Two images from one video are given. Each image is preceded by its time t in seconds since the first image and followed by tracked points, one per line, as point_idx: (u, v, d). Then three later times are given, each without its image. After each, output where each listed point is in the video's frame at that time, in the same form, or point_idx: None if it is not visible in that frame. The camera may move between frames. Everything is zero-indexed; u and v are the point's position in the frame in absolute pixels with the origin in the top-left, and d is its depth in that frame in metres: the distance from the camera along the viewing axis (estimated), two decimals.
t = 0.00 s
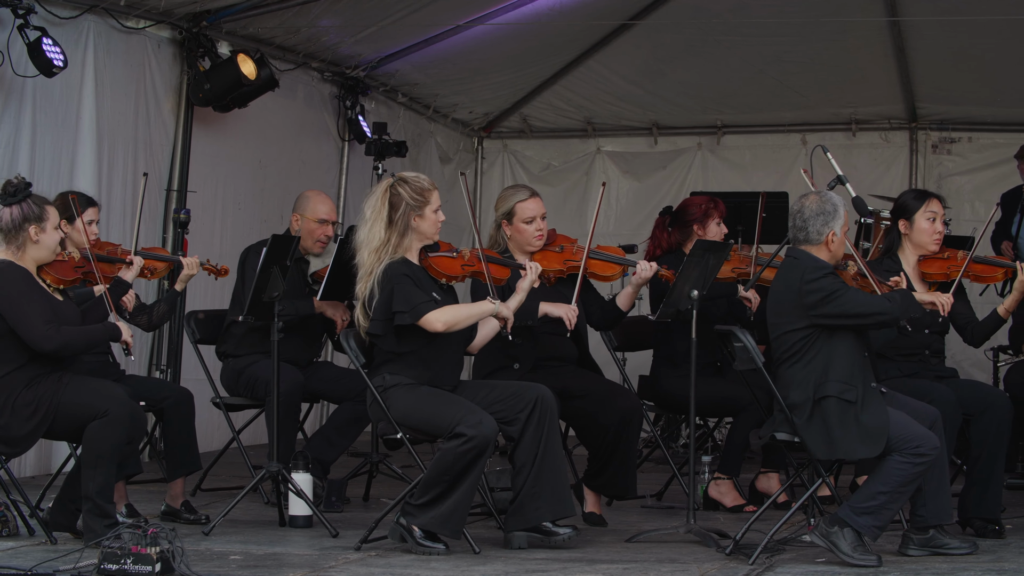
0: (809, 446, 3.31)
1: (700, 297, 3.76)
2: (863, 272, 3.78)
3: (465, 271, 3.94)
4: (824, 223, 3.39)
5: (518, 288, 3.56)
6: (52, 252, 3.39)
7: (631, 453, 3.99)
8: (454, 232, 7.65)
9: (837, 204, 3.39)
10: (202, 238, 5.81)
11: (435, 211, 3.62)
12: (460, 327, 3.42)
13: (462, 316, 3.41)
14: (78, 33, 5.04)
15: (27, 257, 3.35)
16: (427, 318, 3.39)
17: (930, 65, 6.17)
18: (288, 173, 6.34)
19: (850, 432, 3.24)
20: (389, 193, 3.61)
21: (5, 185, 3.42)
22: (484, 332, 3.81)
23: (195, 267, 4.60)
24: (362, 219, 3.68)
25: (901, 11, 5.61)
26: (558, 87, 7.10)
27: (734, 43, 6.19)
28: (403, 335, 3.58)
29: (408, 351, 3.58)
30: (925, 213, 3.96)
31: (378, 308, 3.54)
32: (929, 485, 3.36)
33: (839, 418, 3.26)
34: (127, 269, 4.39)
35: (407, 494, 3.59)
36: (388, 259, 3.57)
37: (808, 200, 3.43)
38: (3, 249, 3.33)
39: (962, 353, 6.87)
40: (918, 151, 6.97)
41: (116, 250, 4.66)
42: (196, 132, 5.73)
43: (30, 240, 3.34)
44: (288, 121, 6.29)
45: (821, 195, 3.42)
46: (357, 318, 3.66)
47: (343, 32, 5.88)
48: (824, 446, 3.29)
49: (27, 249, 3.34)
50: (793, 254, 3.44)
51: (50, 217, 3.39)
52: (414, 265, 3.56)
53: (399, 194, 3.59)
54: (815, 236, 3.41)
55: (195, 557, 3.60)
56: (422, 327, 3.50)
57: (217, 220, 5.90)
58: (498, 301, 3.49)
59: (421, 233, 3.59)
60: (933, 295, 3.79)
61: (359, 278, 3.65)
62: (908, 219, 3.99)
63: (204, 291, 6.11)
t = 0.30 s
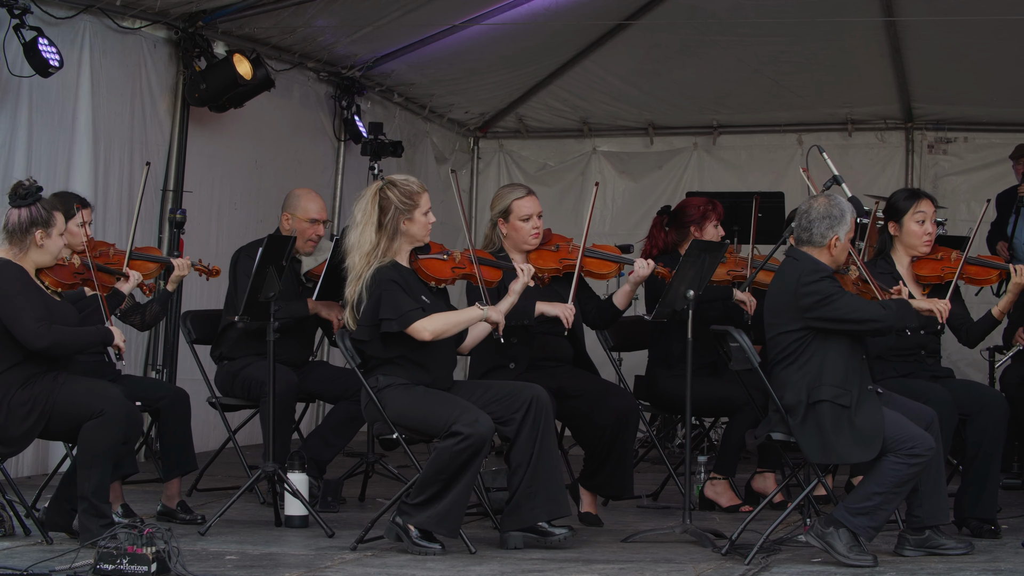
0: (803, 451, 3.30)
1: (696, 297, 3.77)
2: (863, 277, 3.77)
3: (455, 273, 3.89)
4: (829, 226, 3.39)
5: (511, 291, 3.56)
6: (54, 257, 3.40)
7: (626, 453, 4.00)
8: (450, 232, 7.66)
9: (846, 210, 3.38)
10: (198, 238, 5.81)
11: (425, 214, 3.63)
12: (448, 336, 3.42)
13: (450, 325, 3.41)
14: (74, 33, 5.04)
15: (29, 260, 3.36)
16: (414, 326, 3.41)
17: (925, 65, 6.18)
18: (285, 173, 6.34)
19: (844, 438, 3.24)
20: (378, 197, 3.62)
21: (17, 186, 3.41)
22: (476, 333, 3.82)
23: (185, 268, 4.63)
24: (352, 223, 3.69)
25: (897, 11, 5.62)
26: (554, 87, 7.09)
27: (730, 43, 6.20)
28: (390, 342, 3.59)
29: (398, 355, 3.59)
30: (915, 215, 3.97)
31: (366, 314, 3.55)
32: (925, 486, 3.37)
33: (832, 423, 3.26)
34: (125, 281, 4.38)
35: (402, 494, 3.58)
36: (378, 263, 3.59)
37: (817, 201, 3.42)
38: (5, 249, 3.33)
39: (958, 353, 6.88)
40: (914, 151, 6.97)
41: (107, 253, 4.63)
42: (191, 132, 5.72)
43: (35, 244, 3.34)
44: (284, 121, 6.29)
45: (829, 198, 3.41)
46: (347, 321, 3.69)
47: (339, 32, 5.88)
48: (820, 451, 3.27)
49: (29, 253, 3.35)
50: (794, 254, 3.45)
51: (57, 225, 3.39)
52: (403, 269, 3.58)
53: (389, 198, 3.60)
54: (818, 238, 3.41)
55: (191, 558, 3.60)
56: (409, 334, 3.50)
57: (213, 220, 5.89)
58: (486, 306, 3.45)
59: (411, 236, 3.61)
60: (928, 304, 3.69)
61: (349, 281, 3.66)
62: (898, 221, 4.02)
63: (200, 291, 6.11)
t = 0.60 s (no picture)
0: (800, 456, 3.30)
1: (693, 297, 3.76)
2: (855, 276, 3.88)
3: (445, 274, 3.74)
4: (811, 220, 3.39)
5: (504, 290, 3.54)
6: (52, 256, 3.39)
7: (622, 454, 4.00)
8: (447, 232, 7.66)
9: (823, 200, 3.40)
10: (194, 238, 5.80)
11: (412, 213, 3.63)
12: (430, 340, 3.41)
13: (432, 328, 3.40)
14: (71, 33, 5.03)
15: (29, 257, 3.37)
16: (396, 325, 3.41)
17: (921, 65, 6.19)
18: (281, 173, 6.33)
19: (841, 443, 3.24)
20: (365, 197, 3.63)
21: (22, 187, 3.46)
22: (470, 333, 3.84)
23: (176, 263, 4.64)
24: (340, 224, 3.71)
25: (894, 11, 5.62)
26: (550, 87, 7.09)
27: (727, 43, 6.20)
28: (375, 342, 3.60)
29: (387, 355, 3.60)
30: (905, 215, 3.97)
31: (352, 313, 3.58)
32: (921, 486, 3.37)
33: (829, 429, 3.26)
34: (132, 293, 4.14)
35: (398, 494, 3.57)
36: (364, 262, 3.60)
37: (793, 199, 3.43)
38: (6, 246, 3.36)
39: (954, 353, 6.88)
40: (911, 151, 6.98)
41: (97, 250, 4.59)
42: (188, 133, 5.72)
43: (32, 240, 3.36)
44: (280, 122, 6.28)
45: (805, 194, 3.42)
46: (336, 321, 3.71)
47: (335, 33, 5.87)
48: (818, 457, 3.27)
49: (27, 248, 3.36)
50: (786, 255, 3.43)
51: (59, 222, 3.39)
52: (391, 269, 3.57)
53: (375, 197, 3.61)
54: (805, 234, 3.41)
55: (187, 558, 3.59)
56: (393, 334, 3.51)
57: (210, 220, 5.89)
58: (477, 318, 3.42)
59: (397, 235, 3.60)
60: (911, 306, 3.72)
61: (338, 281, 3.69)
62: (887, 222, 4.02)
63: (196, 291, 6.10)
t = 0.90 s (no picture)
0: (792, 460, 3.31)
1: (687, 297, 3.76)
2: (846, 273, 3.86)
3: (434, 274, 3.87)
4: (795, 221, 3.40)
5: (489, 288, 3.73)
6: (54, 255, 3.45)
7: (615, 455, 3.99)
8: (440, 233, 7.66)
9: (809, 200, 3.40)
10: (189, 238, 5.79)
11: (403, 214, 3.62)
12: (410, 353, 3.41)
13: (413, 342, 3.40)
14: (65, 33, 5.02)
15: (32, 256, 3.43)
16: (379, 333, 3.41)
17: (916, 65, 6.19)
18: (276, 174, 6.32)
19: (833, 444, 3.24)
20: (355, 197, 3.63)
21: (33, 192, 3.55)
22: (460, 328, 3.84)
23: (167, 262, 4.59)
24: (330, 224, 3.71)
25: (889, 11, 5.62)
26: (545, 87, 7.09)
27: (721, 43, 6.20)
28: (362, 347, 3.61)
29: (375, 357, 3.60)
30: (892, 214, 3.98)
31: (341, 313, 3.55)
32: (916, 486, 3.37)
33: (819, 429, 3.26)
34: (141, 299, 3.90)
35: (393, 494, 3.57)
36: (356, 262, 3.60)
37: (779, 199, 3.44)
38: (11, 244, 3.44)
39: (949, 353, 6.89)
40: (905, 151, 6.98)
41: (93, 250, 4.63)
42: (183, 133, 5.71)
43: (34, 238, 3.41)
44: (275, 122, 6.28)
45: (790, 194, 3.43)
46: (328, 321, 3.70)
47: (329, 33, 5.86)
48: (812, 459, 3.28)
49: (29, 247, 3.42)
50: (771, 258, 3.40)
51: (60, 222, 3.45)
52: (381, 269, 3.57)
53: (365, 197, 3.61)
54: (789, 235, 3.41)
55: (181, 557, 3.59)
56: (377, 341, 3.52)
57: (204, 220, 5.88)
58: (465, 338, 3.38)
59: (388, 235, 3.61)
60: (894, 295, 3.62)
61: (328, 281, 3.67)
62: (875, 222, 4.02)
63: (191, 291, 6.10)
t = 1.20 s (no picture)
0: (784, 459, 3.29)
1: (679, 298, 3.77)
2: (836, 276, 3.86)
3: (422, 274, 3.93)
4: (789, 217, 3.40)
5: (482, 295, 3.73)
6: (53, 252, 3.44)
7: (609, 453, 3.99)
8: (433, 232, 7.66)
9: (802, 199, 3.41)
10: (181, 238, 5.78)
11: (390, 215, 3.62)
12: (391, 366, 3.46)
13: (396, 357, 3.44)
14: (58, 33, 5.00)
15: (32, 254, 3.41)
16: (363, 343, 3.44)
17: (908, 65, 6.20)
18: (269, 174, 6.31)
19: (824, 442, 3.24)
20: (342, 198, 3.62)
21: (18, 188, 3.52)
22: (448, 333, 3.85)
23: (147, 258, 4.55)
24: (317, 225, 3.70)
25: (881, 11, 5.63)
26: (538, 87, 7.08)
27: (714, 43, 6.21)
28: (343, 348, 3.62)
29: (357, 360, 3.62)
30: (880, 211, 3.99)
31: (326, 314, 3.52)
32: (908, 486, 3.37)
33: (809, 427, 3.27)
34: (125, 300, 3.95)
35: (385, 496, 3.59)
36: (343, 262, 3.60)
37: (772, 199, 3.44)
38: (8, 243, 3.41)
39: (941, 353, 6.90)
40: (898, 151, 6.99)
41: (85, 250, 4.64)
42: (175, 133, 5.70)
43: (34, 236, 3.40)
44: (267, 122, 6.26)
45: (783, 193, 3.44)
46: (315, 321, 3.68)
47: (322, 33, 5.85)
48: (803, 458, 3.26)
49: (30, 245, 3.41)
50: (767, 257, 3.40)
51: (57, 219, 3.45)
52: (369, 270, 3.57)
53: (352, 198, 3.61)
54: (782, 231, 3.41)
55: (174, 557, 3.58)
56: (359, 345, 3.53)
57: (197, 220, 5.87)
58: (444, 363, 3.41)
59: (375, 236, 3.60)
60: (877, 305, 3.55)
61: (316, 282, 3.66)
62: (864, 220, 4.02)
63: (184, 290, 6.09)
